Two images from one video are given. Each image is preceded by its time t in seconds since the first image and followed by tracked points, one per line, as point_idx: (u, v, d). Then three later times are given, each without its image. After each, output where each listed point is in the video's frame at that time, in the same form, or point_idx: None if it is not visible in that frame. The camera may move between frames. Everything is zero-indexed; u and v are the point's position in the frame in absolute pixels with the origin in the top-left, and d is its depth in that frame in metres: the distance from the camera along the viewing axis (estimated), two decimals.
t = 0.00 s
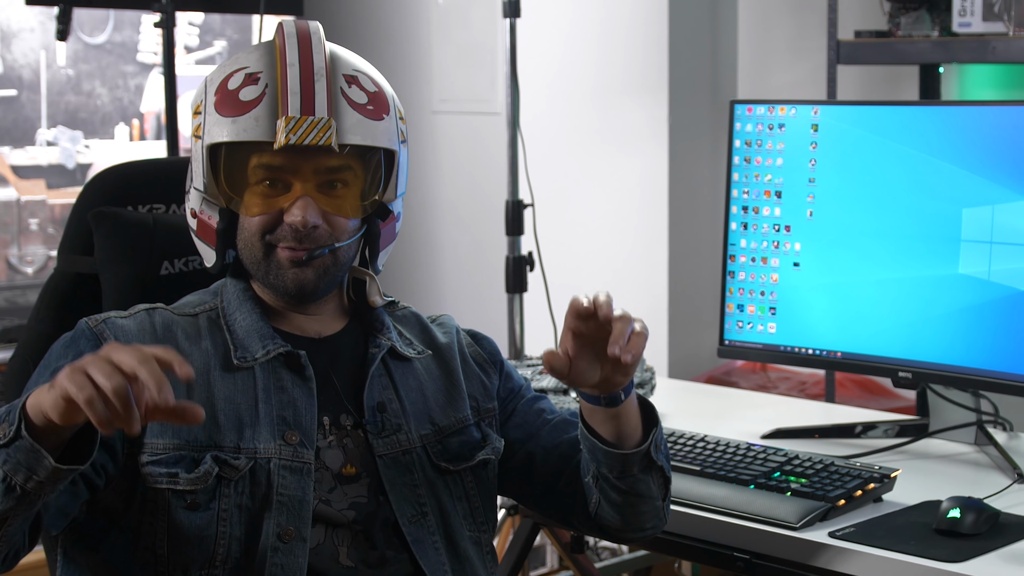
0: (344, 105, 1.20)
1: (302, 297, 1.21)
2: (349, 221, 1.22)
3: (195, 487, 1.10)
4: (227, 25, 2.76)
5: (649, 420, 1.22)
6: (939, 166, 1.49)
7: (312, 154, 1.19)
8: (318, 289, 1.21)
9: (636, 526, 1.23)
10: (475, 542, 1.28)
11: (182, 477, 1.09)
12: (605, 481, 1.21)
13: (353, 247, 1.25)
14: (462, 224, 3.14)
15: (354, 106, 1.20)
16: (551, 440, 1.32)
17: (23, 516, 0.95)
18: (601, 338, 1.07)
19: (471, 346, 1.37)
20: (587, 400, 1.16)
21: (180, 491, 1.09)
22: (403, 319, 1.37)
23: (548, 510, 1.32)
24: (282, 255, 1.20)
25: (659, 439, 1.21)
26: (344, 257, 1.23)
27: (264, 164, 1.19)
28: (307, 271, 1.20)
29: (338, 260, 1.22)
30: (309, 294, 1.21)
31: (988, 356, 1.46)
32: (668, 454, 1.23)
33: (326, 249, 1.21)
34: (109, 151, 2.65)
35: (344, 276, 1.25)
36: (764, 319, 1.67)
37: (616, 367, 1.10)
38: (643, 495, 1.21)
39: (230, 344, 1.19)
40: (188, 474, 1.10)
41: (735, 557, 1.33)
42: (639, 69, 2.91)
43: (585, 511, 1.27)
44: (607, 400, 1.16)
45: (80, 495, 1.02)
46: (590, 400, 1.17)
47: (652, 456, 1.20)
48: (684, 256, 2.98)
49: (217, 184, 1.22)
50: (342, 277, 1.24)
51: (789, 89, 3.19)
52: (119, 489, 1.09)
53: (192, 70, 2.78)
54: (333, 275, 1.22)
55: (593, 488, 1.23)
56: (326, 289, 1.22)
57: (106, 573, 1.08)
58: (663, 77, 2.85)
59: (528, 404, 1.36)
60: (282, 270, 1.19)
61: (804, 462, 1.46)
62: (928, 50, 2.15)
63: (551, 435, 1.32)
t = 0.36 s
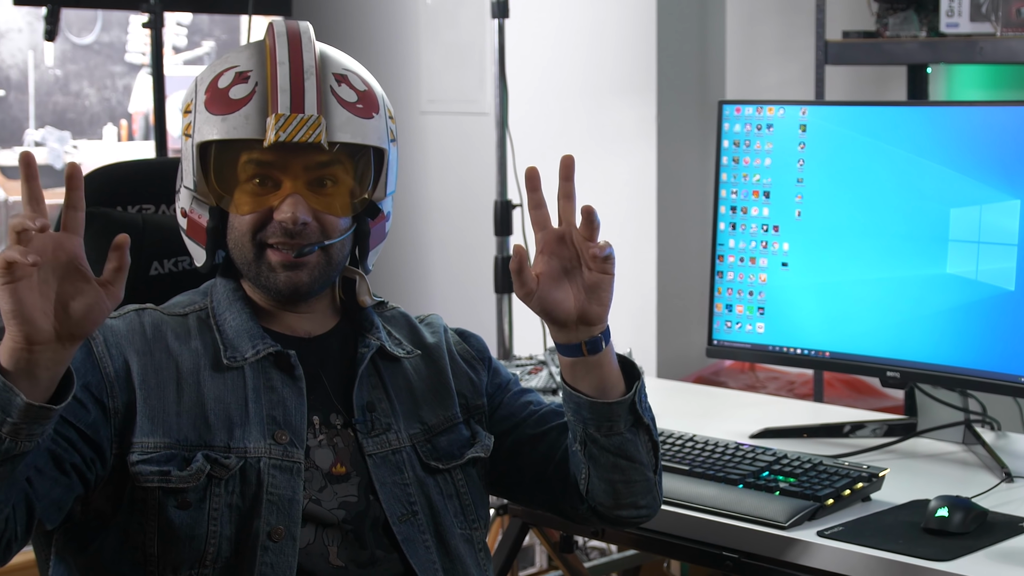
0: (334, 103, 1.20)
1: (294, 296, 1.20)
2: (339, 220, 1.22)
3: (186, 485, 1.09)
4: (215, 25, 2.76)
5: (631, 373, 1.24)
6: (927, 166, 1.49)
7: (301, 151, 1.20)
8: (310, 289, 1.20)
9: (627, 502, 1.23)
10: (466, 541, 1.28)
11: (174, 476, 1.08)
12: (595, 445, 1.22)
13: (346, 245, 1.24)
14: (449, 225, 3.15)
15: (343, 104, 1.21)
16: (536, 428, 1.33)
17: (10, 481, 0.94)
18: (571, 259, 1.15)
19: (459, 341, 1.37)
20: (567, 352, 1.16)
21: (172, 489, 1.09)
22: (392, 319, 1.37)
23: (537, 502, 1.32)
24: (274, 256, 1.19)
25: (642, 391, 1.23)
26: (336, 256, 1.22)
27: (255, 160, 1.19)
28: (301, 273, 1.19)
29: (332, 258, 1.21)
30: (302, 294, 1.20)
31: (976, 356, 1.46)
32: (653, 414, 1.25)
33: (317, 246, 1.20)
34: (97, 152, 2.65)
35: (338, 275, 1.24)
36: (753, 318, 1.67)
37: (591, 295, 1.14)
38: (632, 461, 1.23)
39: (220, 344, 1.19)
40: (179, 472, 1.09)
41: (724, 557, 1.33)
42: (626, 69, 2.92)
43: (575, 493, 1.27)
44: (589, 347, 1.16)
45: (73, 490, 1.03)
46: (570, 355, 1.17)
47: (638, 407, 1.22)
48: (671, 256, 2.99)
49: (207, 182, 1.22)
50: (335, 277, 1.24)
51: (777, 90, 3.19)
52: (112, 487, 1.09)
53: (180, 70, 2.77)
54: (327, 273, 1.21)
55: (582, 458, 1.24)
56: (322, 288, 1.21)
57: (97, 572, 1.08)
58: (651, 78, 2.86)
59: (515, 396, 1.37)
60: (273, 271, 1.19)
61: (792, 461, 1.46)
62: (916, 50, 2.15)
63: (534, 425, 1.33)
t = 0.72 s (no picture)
0: (301, 104, 1.20)
1: (274, 300, 1.21)
2: (317, 220, 1.23)
3: (172, 486, 1.09)
4: (203, 24, 2.76)
5: (621, 383, 1.23)
6: (914, 164, 1.50)
7: (273, 155, 1.20)
8: (291, 292, 1.21)
9: (612, 506, 1.23)
10: (451, 540, 1.27)
11: (158, 477, 1.08)
12: (581, 451, 1.22)
13: (325, 244, 1.25)
14: (436, 224, 3.16)
15: (312, 105, 1.20)
16: (524, 429, 1.32)
17: None
18: (560, 269, 1.13)
19: (446, 342, 1.36)
20: (556, 360, 1.17)
21: (156, 490, 1.08)
22: (378, 317, 1.36)
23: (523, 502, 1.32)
24: (251, 261, 1.19)
25: (631, 401, 1.23)
26: (315, 256, 1.23)
27: (226, 169, 1.19)
28: (280, 276, 1.19)
29: (310, 259, 1.22)
30: (282, 298, 1.21)
31: (963, 354, 1.47)
32: (640, 422, 1.25)
33: (293, 248, 1.20)
34: (84, 151, 2.65)
35: (319, 273, 1.24)
36: (740, 317, 1.67)
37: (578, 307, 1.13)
38: (617, 468, 1.23)
39: (204, 343, 1.18)
40: (164, 473, 1.09)
41: (712, 554, 1.33)
42: (614, 70, 2.93)
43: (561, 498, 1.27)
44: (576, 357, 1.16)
45: (59, 494, 1.04)
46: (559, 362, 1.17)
47: (626, 417, 1.22)
48: (658, 255, 3.01)
49: (181, 189, 1.22)
50: (315, 276, 1.24)
51: (765, 89, 3.21)
52: (98, 488, 1.09)
53: (168, 70, 2.78)
54: (306, 273, 1.22)
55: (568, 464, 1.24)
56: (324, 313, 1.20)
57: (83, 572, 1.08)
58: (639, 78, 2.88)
59: (502, 397, 1.37)
60: (252, 275, 1.19)
61: (780, 459, 1.46)
62: (903, 49, 2.16)
63: (523, 426, 1.32)
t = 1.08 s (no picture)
0: (282, 101, 1.19)
1: (261, 298, 1.21)
2: (301, 218, 1.23)
3: (159, 492, 1.09)
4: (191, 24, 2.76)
5: (611, 435, 1.22)
6: (901, 164, 1.50)
7: (254, 153, 1.19)
8: (277, 289, 1.21)
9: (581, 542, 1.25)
10: (434, 544, 1.28)
11: (145, 482, 1.08)
12: (558, 488, 1.23)
13: (309, 242, 1.25)
14: (426, 224, 3.16)
15: (293, 101, 1.20)
16: (512, 448, 1.32)
17: None
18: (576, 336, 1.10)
19: (437, 348, 1.36)
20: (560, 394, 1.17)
21: (144, 496, 1.08)
22: (367, 318, 1.36)
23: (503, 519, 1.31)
24: (235, 260, 1.19)
25: (617, 454, 1.22)
26: (300, 253, 1.23)
27: (209, 168, 1.19)
28: (265, 274, 1.19)
29: (295, 256, 1.22)
30: (268, 295, 1.21)
31: (950, 353, 1.47)
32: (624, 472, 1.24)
33: (279, 246, 1.20)
34: (73, 151, 2.66)
35: (304, 270, 1.25)
36: (729, 316, 1.68)
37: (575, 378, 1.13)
38: (594, 511, 1.23)
39: (192, 346, 1.17)
40: (151, 479, 1.09)
41: (700, 553, 1.34)
42: (603, 70, 2.94)
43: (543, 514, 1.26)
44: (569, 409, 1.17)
45: (53, 511, 1.04)
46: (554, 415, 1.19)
47: (608, 470, 1.21)
48: (647, 255, 3.02)
49: (164, 190, 1.22)
50: (301, 274, 1.24)
51: (754, 89, 3.24)
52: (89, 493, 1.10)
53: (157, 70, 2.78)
54: (291, 270, 1.22)
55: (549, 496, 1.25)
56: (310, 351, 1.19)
57: None
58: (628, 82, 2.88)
59: (490, 408, 1.37)
60: (237, 273, 1.19)
61: (768, 458, 1.46)
62: (892, 49, 2.18)
63: (512, 444, 1.32)
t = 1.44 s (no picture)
0: (295, 103, 1.20)
1: (261, 297, 1.21)
2: (304, 220, 1.22)
3: (151, 493, 1.09)
4: (184, 25, 2.77)
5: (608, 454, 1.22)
6: (892, 164, 1.50)
7: (264, 153, 1.19)
8: (276, 289, 1.21)
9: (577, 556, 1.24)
10: (428, 547, 1.28)
11: (138, 484, 1.08)
12: (556, 504, 1.21)
13: (310, 245, 1.25)
14: (418, 225, 3.17)
15: (305, 105, 1.20)
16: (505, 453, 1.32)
17: None
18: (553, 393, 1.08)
19: (432, 350, 1.36)
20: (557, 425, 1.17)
21: (137, 497, 1.08)
22: (360, 319, 1.36)
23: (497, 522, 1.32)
24: (238, 258, 1.19)
25: (615, 472, 1.21)
26: (300, 256, 1.23)
27: (217, 165, 1.18)
28: (266, 274, 1.19)
29: (296, 258, 1.22)
30: (268, 294, 1.20)
31: (942, 353, 1.47)
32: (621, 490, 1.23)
33: (282, 247, 1.20)
34: (65, 153, 2.68)
35: (304, 272, 1.25)
36: (721, 316, 1.68)
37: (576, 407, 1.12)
38: (589, 527, 1.21)
39: (185, 348, 1.17)
40: (144, 481, 1.09)
41: (692, 553, 1.34)
42: (596, 70, 2.95)
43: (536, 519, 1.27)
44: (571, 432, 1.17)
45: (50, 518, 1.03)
46: (557, 430, 1.19)
47: (606, 487, 1.20)
48: (640, 255, 3.03)
49: (170, 185, 1.20)
50: (300, 277, 1.24)
51: (745, 88, 3.27)
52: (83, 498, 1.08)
53: (149, 71, 2.79)
54: (291, 272, 1.22)
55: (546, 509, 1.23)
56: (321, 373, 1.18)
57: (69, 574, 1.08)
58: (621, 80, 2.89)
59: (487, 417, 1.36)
60: (238, 272, 1.19)
61: (760, 458, 1.46)
62: (883, 49, 2.19)
63: (507, 448, 1.33)
